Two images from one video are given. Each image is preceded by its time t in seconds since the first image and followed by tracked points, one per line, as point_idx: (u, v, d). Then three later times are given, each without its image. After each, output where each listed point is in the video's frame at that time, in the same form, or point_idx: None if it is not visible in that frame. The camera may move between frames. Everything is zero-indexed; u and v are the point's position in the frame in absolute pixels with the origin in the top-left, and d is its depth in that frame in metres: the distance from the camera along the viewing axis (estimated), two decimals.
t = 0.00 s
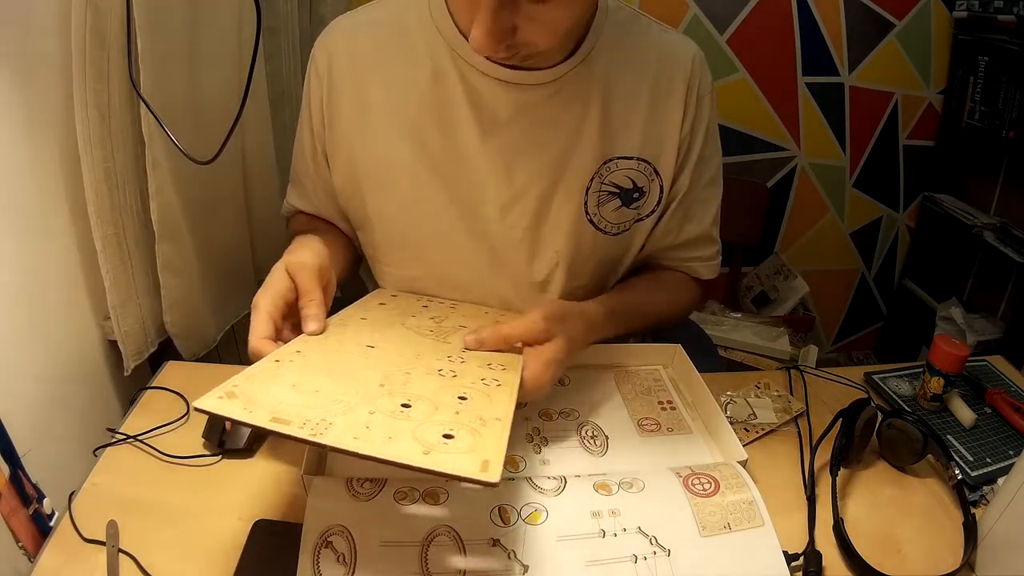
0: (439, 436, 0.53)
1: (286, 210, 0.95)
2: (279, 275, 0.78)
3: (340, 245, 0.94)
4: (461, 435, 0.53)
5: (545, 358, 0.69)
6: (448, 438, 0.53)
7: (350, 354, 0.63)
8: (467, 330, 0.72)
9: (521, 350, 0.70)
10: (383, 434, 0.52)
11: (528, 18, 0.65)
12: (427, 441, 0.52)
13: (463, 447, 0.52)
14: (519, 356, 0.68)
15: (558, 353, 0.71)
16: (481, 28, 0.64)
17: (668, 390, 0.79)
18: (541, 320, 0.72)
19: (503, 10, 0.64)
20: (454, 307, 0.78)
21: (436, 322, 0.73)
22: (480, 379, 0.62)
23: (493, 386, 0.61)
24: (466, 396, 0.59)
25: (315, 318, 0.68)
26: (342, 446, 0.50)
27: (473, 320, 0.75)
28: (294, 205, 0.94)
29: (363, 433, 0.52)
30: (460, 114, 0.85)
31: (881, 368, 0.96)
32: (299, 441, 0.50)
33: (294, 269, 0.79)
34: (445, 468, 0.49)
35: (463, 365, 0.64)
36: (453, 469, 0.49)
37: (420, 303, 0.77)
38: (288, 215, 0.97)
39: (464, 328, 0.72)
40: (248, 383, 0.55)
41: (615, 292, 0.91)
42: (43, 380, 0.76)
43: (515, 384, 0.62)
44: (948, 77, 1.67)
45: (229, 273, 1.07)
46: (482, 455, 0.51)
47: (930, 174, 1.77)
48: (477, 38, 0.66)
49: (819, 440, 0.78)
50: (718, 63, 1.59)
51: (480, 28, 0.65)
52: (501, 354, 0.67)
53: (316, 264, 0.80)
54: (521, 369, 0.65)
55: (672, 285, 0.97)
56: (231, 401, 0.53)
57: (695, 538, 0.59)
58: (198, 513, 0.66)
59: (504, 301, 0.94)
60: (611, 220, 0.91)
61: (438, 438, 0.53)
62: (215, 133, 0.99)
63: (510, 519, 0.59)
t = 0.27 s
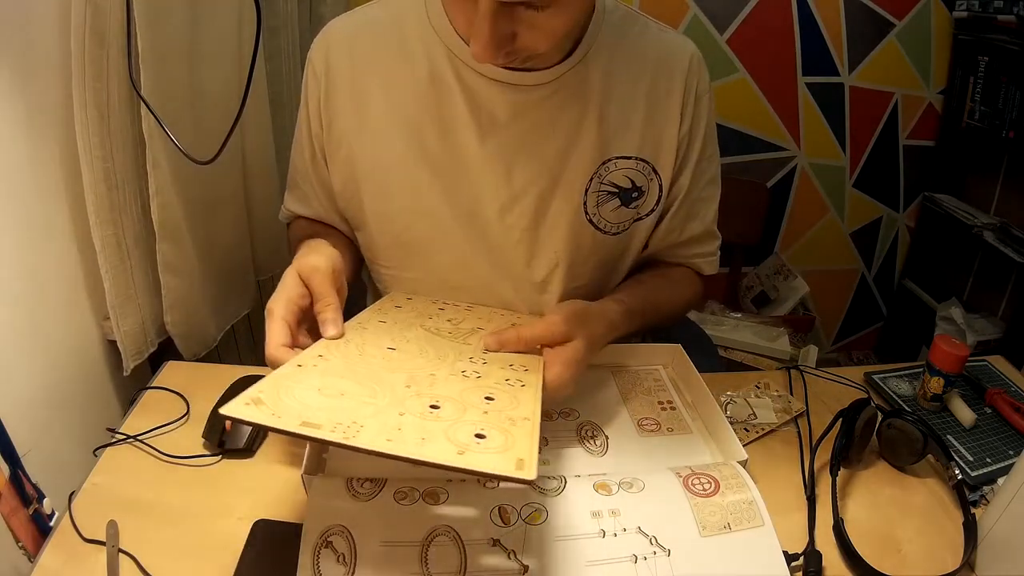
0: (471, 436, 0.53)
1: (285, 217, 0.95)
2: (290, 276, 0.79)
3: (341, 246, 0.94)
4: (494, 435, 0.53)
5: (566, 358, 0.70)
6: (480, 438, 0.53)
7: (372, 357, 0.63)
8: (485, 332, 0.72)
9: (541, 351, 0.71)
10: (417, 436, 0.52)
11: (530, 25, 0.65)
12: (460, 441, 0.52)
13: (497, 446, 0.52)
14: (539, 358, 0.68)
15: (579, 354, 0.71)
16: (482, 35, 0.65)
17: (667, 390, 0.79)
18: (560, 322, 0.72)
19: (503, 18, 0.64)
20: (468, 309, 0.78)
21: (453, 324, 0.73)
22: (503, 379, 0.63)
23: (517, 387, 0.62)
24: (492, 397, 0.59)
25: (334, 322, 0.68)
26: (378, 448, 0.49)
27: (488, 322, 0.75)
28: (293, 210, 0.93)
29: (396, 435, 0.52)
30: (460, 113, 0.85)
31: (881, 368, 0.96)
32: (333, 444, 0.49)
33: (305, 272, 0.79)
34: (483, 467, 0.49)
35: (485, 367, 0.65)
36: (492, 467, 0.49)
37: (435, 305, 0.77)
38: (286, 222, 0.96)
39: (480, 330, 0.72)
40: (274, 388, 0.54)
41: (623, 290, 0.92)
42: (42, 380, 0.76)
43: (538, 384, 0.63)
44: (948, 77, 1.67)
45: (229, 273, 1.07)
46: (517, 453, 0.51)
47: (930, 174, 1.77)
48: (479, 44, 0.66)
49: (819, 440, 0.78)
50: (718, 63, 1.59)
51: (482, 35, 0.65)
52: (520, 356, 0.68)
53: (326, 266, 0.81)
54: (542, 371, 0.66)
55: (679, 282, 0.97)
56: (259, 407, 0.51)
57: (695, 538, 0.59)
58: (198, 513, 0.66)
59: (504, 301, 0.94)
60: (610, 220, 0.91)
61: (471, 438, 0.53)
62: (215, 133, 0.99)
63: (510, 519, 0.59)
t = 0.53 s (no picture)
0: (486, 443, 0.53)
1: (285, 218, 0.95)
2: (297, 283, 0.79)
3: (342, 246, 0.94)
4: (508, 442, 0.54)
5: (572, 358, 0.70)
6: (495, 445, 0.53)
7: (381, 365, 0.62)
8: (490, 334, 0.72)
9: (545, 353, 0.70)
10: (433, 445, 0.52)
11: (534, 28, 0.65)
12: (477, 449, 0.52)
13: (513, 453, 0.52)
14: (546, 360, 0.68)
15: (585, 354, 0.71)
16: (487, 39, 0.64)
17: (667, 390, 0.79)
18: (564, 323, 0.72)
19: (508, 21, 0.64)
20: (471, 310, 0.78)
21: (458, 326, 0.73)
22: (512, 383, 0.63)
23: (526, 390, 0.62)
24: (504, 402, 0.59)
25: (340, 328, 0.68)
26: (397, 460, 0.49)
27: (492, 323, 0.75)
28: (292, 211, 0.94)
29: (413, 445, 0.52)
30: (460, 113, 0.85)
31: (881, 368, 0.96)
32: (351, 458, 0.49)
33: (311, 279, 0.79)
34: (502, 476, 0.49)
35: (493, 371, 0.65)
36: (510, 476, 0.49)
37: (437, 307, 0.77)
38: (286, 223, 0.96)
39: (485, 332, 0.72)
40: (287, 402, 0.54)
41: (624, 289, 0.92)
42: (42, 380, 0.76)
43: (547, 386, 0.63)
44: (949, 77, 1.67)
45: (229, 273, 1.07)
46: (533, 459, 0.52)
47: (931, 175, 1.77)
48: (484, 50, 0.66)
49: (819, 441, 0.78)
50: (718, 63, 1.59)
51: (487, 41, 0.65)
52: (527, 357, 0.68)
53: (333, 274, 0.81)
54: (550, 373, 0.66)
55: (680, 281, 0.97)
56: (274, 422, 0.51)
57: (695, 539, 0.59)
58: (198, 513, 0.66)
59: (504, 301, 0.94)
60: (610, 221, 0.91)
61: (486, 445, 0.53)
62: (215, 134, 0.99)
63: (510, 519, 0.59)
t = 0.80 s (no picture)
0: (485, 437, 0.53)
1: (285, 218, 0.95)
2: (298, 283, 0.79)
3: (343, 246, 0.94)
4: (507, 434, 0.54)
5: (572, 355, 0.70)
6: (493, 438, 0.53)
7: (381, 365, 0.62)
8: (489, 333, 0.72)
9: (546, 351, 0.70)
10: (431, 439, 0.52)
11: (538, 31, 0.65)
12: (475, 443, 0.52)
13: (511, 445, 0.52)
14: (545, 357, 0.68)
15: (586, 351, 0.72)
16: (490, 42, 0.64)
17: (667, 390, 0.79)
18: (563, 320, 0.72)
19: (511, 24, 0.64)
20: (470, 310, 0.78)
21: (457, 326, 0.73)
22: (511, 379, 0.63)
23: (525, 385, 0.62)
24: (502, 397, 0.59)
25: (341, 331, 0.67)
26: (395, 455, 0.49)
27: (492, 322, 0.75)
28: (291, 212, 0.94)
29: (412, 440, 0.52)
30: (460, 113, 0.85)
31: (881, 368, 0.96)
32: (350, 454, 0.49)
33: (313, 279, 0.79)
34: (500, 467, 0.49)
35: (492, 367, 0.65)
36: (508, 467, 0.49)
37: (437, 308, 0.77)
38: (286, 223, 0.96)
39: (485, 331, 0.72)
40: (285, 401, 0.54)
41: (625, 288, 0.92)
42: (42, 380, 0.76)
43: (546, 381, 0.63)
44: (949, 77, 1.67)
45: (229, 273, 1.07)
46: (531, 451, 0.52)
47: (931, 175, 1.77)
48: (487, 52, 0.66)
49: (819, 441, 0.78)
50: (718, 63, 1.59)
51: (490, 44, 0.65)
52: (527, 355, 0.68)
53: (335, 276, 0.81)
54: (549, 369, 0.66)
55: (680, 280, 0.97)
56: (273, 420, 0.51)
57: (695, 539, 0.59)
58: (198, 513, 0.66)
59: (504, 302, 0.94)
60: (610, 222, 0.91)
61: (484, 438, 0.53)
62: (215, 134, 0.99)
63: (510, 519, 0.59)
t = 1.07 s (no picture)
0: (499, 431, 0.53)
1: (285, 219, 0.95)
2: (311, 275, 0.79)
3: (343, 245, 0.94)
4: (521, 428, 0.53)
5: (576, 352, 0.71)
6: (507, 431, 0.53)
7: (387, 366, 0.62)
8: (493, 332, 0.72)
9: (551, 346, 0.71)
10: (445, 435, 0.52)
11: (540, 33, 0.65)
12: (489, 436, 0.52)
13: (526, 437, 0.52)
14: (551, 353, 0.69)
15: (587, 347, 0.72)
16: (492, 44, 0.64)
17: (668, 390, 0.79)
18: (567, 316, 0.72)
19: (514, 26, 0.64)
20: (472, 312, 0.77)
21: (461, 327, 0.73)
22: (519, 376, 0.63)
23: (534, 382, 0.62)
24: (512, 392, 0.59)
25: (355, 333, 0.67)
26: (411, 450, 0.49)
27: (495, 323, 0.75)
28: (293, 212, 0.94)
29: (425, 436, 0.51)
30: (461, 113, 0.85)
31: (881, 368, 0.96)
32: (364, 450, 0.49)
33: (327, 275, 0.80)
34: (517, 459, 0.49)
35: (499, 366, 0.65)
36: (525, 458, 0.49)
37: (440, 310, 0.76)
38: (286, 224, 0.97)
39: (488, 331, 0.72)
40: (295, 401, 0.53)
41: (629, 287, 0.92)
42: (42, 380, 0.76)
43: (554, 377, 0.63)
44: (949, 77, 1.67)
45: (229, 273, 1.07)
46: (546, 443, 0.52)
47: (931, 175, 1.77)
48: (489, 55, 0.65)
49: (819, 441, 0.78)
50: (718, 63, 1.59)
51: (492, 46, 0.64)
52: (532, 352, 0.68)
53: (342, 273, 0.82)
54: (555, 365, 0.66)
55: (680, 280, 0.97)
56: (284, 419, 0.51)
57: (695, 539, 0.59)
58: (198, 513, 0.66)
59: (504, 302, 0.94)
60: (610, 223, 0.91)
61: (498, 433, 0.53)
62: (214, 134, 0.98)
63: (510, 519, 0.59)
